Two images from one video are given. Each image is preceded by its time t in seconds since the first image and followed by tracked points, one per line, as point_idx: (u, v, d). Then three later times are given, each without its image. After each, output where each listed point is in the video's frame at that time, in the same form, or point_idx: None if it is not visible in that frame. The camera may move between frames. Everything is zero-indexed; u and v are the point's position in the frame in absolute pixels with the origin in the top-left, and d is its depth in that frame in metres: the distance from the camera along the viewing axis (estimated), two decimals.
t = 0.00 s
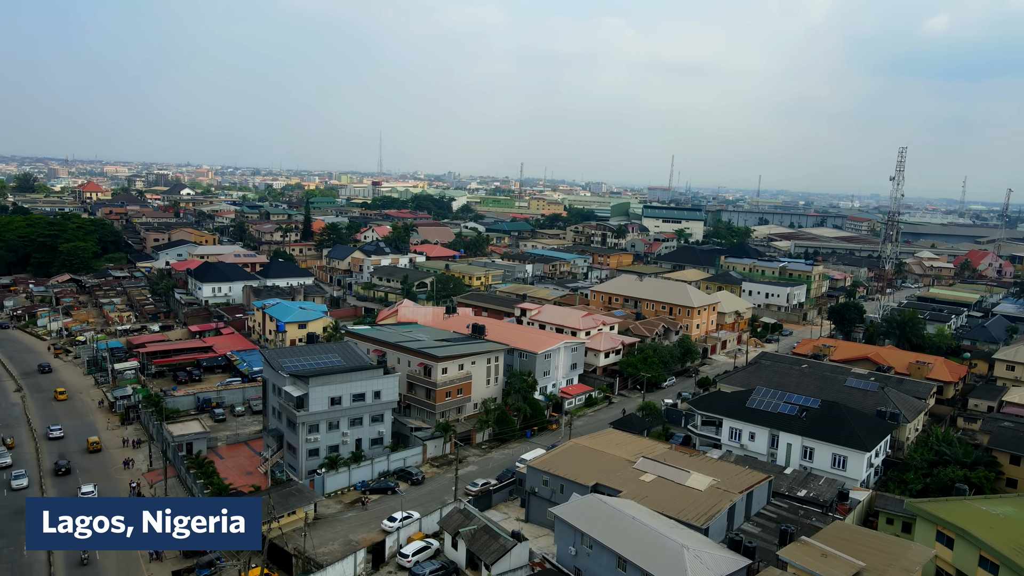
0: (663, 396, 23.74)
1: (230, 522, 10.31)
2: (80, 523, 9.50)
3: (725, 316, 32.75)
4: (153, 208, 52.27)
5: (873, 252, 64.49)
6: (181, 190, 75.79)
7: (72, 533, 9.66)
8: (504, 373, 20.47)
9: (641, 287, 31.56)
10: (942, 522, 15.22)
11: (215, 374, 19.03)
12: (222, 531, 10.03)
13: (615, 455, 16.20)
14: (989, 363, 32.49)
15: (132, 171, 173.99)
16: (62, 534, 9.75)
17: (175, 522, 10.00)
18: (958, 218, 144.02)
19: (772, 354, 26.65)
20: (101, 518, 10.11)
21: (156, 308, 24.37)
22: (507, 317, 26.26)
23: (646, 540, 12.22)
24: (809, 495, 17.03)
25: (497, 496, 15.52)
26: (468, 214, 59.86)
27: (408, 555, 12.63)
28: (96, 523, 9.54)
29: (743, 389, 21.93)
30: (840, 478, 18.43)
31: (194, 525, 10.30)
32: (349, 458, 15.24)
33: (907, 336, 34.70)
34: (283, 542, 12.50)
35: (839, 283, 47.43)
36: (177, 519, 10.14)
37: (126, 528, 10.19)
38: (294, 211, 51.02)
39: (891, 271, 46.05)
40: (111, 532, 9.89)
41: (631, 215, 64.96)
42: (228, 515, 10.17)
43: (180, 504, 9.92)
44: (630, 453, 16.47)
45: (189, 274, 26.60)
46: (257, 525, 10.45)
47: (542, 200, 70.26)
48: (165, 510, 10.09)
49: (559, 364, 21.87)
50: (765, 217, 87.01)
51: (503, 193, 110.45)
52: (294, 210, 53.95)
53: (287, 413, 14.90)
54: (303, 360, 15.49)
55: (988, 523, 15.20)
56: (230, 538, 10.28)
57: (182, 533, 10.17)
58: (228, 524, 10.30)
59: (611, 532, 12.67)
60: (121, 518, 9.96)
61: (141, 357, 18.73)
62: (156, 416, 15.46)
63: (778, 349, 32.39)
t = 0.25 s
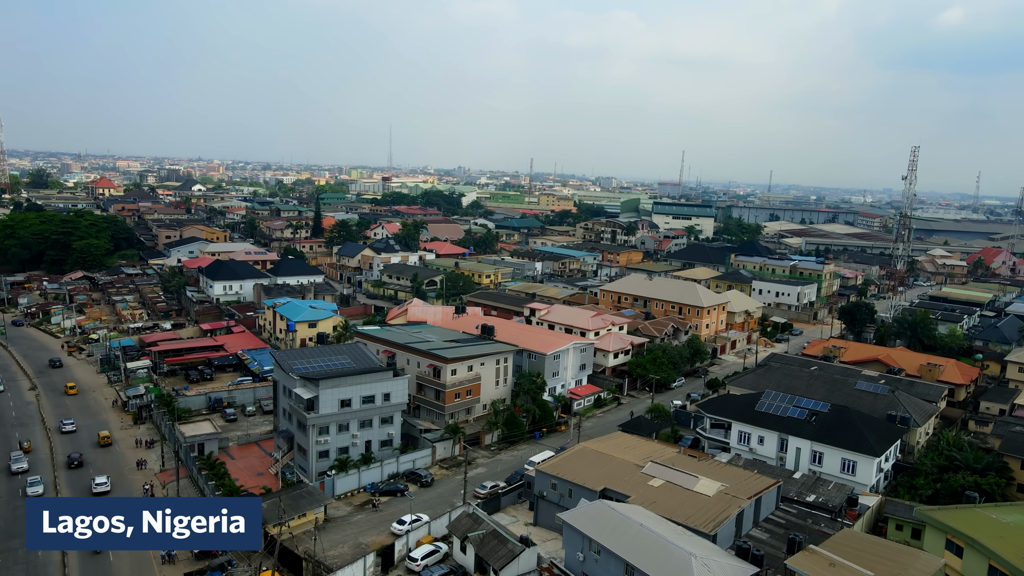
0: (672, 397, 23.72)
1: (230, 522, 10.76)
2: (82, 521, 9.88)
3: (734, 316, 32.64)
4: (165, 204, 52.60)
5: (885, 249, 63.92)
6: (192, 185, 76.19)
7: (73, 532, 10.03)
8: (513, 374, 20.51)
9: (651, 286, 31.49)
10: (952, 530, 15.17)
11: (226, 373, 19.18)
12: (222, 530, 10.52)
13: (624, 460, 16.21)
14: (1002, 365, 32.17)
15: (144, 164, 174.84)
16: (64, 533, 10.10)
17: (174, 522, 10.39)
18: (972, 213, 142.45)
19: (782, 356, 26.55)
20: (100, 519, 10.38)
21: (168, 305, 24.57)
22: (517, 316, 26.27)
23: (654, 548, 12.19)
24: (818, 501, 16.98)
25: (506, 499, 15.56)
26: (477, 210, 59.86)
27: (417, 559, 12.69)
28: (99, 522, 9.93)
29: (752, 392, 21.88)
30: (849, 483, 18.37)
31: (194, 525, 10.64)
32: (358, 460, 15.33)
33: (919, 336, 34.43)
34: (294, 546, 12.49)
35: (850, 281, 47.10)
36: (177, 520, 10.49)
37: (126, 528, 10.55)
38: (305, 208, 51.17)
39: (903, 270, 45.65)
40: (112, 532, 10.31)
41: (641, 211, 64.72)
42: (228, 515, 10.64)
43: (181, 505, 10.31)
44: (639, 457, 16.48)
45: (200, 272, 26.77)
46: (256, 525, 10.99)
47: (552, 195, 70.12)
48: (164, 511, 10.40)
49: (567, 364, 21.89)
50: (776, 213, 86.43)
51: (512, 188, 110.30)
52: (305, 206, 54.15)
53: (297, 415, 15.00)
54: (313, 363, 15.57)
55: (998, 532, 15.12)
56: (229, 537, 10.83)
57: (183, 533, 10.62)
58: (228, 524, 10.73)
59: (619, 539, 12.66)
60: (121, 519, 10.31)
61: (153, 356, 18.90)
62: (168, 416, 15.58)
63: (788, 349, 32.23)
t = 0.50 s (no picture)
0: (680, 398, 23.69)
1: (230, 522, 10.98)
2: (83, 521, 10.19)
3: (743, 316, 32.54)
4: (175, 200, 52.86)
5: (896, 247, 63.42)
6: (202, 181, 76.40)
7: (74, 532, 10.30)
8: (520, 375, 20.53)
9: (659, 286, 31.41)
10: (961, 538, 15.09)
11: (235, 372, 19.29)
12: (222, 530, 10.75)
13: (631, 463, 16.21)
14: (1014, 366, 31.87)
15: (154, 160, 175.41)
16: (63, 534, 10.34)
17: (174, 522, 10.67)
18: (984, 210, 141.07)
19: (790, 357, 26.48)
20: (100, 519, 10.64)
21: (178, 303, 24.73)
22: (525, 315, 26.27)
23: (661, 554, 12.17)
24: (826, 505, 16.94)
25: (513, 502, 15.59)
26: (486, 207, 59.82)
27: (424, 563, 12.73)
28: (99, 522, 10.24)
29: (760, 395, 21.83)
30: (857, 487, 18.31)
31: (194, 525, 10.87)
32: (367, 461, 15.40)
33: (929, 337, 34.19)
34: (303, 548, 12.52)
35: (860, 280, 46.81)
36: (177, 519, 10.77)
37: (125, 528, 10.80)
38: (313, 204, 51.29)
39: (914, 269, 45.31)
40: (111, 532, 10.58)
41: (650, 208, 64.49)
42: (228, 515, 10.85)
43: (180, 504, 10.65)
44: (646, 461, 16.48)
45: (210, 270, 26.89)
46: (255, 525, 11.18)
47: (560, 191, 69.95)
48: (164, 510, 10.67)
49: (575, 365, 21.90)
50: (786, 210, 85.94)
51: (521, 184, 110.18)
52: (314, 202, 54.27)
53: (306, 417, 15.08)
54: (322, 364, 15.66)
55: (1008, 539, 15.03)
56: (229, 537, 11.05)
57: (182, 533, 10.84)
58: (228, 524, 10.97)
59: (626, 544, 12.66)
60: (122, 519, 10.58)
61: (163, 355, 19.03)
62: (179, 417, 15.67)
63: (796, 349, 32.09)
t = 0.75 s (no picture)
0: (687, 399, 23.67)
1: (230, 522, 10.89)
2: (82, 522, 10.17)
3: (751, 315, 32.45)
4: (185, 197, 53.12)
5: (906, 244, 62.97)
6: (212, 177, 76.76)
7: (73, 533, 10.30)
8: (528, 376, 20.57)
9: (667, 285, 31.34)
10: (968, 546, 15.04)
11: (245, 371, 19.41)
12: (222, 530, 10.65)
13: (638, 467, 16.22)
14: None
15: (164, 155, 176.12)
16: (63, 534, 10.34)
17: (174, 522, 10.57)
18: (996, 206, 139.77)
19: (798, 359, 26.41)
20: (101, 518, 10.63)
21: (188, 301, 24.89)
22: (532, 315, 26.30)
23: (667, 561, 12.16)
24: (833, 510, 16.90)
25: (520, 504, 15.63)
26: (494, 203, 59.80)
27: (432, 566, 12.80)
28: (98, 523, 10.20)
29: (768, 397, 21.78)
30: (865, 492, 18.26)
31: (194, 525, 10.78)
32: (375, 463, 15.48)
33: (939, 337, 33.98)
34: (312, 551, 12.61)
35: (870, 278, 46.53)
36: (177, 519, 10.68)
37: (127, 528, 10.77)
38: (322, 201, 51.41)
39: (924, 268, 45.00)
40: (112, 532, 10.56)
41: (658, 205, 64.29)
42: (228, 515, 10.75)
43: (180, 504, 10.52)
44: (653, 464, 16.48)
45: (220, 268, 27.05)
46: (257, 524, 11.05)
47: (569, 188, 69.86)
48: (164, 510, 10.60)
49: (583, 366, 21.91)
50: (795, 207, 85.46)
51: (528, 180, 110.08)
52: (322, 199, 54.40)
53: (314, 418, 15.16)
54: (330, 366, 15.73)
55: (1016, 547, 14.95)
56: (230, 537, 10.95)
57: (183, 533, 10.73)
58: (228, 524, 10.90)
59: (632, 550, 12.67)
60: (121, 519, 10.53)
61: (173, 354, 19.16)
62: (189, 417, 15.77)
63: (805, 349, 31.98)
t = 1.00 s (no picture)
0: (694, 400, 23.66)
1: (230, 522, 11.19)
2: (83, 521, 10.45)
3: (759, 315, 32.36)
4: (194, 194, 53.31)
5: (916, 241, 62.50)
6: (221, 173, 76.98)
7: (74, 532, 10.52)
8: (535, 377, 20.60)
9: (674, 284, 31.28)
10: (975, 553, 14.99)
11: (253, 370, 19.52)
12: (221, 530, 10.96)
13: (644, 471, 16.22)
14: None
15: (173, 151, 176.59)
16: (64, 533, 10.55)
17: (174, 522, 10.84)
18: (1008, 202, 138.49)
19: (805, 361, 26.34)
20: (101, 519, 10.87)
21: (197, 300, 25.05)
22: (540, 314, 26.31)
23: (672, 566, 12.16)
24: (840, 514, 16.88)
25: (527, 507, 15.66)
26: (501, 200, 59.73)
27: (438, 569, 12.82)
28: (99, 522, 10.49)
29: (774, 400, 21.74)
30: (872, 496, 18.21)
31: (194, 525, 10.99)
32: (382, 465, 15.54)
33: (948, 338, 33.76)
34: (319, 553, 12.68)
35: (879, 277, 46.25)
36: (176, 519, 10.93)
37: (126, 528, 11.02)
38: (330, 197, 51.50)
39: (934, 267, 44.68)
40: (112, 532, 10.80)
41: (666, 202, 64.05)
42: (227, 515, 11.07)
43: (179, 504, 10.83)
44: (659, 468, 16.48)
45: (228, 266, 27.14)
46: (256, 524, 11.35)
47: (576, 184, 69.68)
48: (164, 511, 10.87)
49: (590, 367, 21.94)
50: (804, 203, 84.92)
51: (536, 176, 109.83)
52: (330, 196, 54.47)
53: (322, 420, 15.23)
54: (338, 368, 15.80)
55: None
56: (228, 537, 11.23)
57: (182, 533, 10.95)
58: (227, 523, 11.20)
59: (637, 555, 12.68)
60: (122, 519, 10.78)
61: (182, 354, 19.27)
62: (198, 417, 15.85)
63: (813, 349, 31.85)
